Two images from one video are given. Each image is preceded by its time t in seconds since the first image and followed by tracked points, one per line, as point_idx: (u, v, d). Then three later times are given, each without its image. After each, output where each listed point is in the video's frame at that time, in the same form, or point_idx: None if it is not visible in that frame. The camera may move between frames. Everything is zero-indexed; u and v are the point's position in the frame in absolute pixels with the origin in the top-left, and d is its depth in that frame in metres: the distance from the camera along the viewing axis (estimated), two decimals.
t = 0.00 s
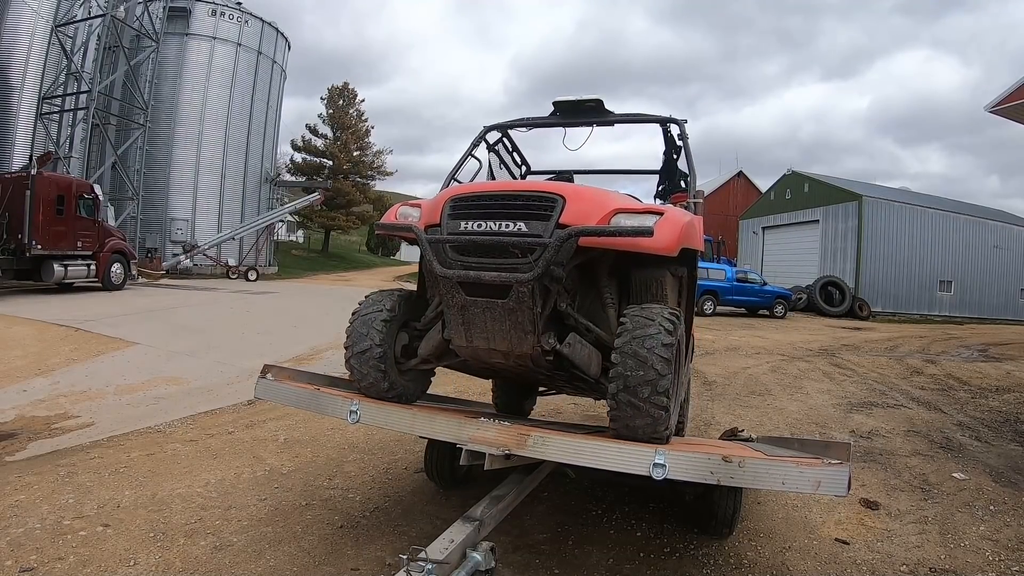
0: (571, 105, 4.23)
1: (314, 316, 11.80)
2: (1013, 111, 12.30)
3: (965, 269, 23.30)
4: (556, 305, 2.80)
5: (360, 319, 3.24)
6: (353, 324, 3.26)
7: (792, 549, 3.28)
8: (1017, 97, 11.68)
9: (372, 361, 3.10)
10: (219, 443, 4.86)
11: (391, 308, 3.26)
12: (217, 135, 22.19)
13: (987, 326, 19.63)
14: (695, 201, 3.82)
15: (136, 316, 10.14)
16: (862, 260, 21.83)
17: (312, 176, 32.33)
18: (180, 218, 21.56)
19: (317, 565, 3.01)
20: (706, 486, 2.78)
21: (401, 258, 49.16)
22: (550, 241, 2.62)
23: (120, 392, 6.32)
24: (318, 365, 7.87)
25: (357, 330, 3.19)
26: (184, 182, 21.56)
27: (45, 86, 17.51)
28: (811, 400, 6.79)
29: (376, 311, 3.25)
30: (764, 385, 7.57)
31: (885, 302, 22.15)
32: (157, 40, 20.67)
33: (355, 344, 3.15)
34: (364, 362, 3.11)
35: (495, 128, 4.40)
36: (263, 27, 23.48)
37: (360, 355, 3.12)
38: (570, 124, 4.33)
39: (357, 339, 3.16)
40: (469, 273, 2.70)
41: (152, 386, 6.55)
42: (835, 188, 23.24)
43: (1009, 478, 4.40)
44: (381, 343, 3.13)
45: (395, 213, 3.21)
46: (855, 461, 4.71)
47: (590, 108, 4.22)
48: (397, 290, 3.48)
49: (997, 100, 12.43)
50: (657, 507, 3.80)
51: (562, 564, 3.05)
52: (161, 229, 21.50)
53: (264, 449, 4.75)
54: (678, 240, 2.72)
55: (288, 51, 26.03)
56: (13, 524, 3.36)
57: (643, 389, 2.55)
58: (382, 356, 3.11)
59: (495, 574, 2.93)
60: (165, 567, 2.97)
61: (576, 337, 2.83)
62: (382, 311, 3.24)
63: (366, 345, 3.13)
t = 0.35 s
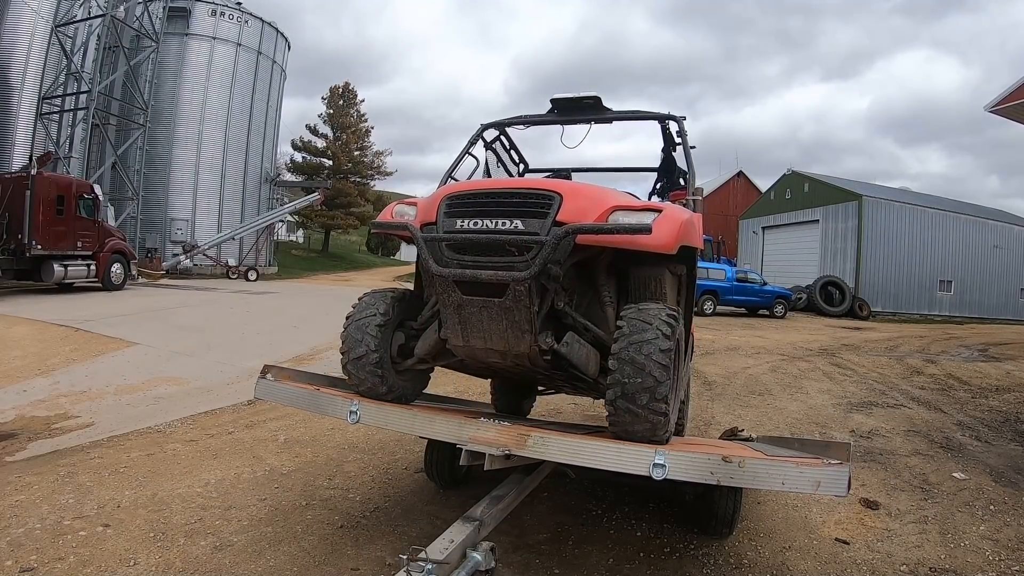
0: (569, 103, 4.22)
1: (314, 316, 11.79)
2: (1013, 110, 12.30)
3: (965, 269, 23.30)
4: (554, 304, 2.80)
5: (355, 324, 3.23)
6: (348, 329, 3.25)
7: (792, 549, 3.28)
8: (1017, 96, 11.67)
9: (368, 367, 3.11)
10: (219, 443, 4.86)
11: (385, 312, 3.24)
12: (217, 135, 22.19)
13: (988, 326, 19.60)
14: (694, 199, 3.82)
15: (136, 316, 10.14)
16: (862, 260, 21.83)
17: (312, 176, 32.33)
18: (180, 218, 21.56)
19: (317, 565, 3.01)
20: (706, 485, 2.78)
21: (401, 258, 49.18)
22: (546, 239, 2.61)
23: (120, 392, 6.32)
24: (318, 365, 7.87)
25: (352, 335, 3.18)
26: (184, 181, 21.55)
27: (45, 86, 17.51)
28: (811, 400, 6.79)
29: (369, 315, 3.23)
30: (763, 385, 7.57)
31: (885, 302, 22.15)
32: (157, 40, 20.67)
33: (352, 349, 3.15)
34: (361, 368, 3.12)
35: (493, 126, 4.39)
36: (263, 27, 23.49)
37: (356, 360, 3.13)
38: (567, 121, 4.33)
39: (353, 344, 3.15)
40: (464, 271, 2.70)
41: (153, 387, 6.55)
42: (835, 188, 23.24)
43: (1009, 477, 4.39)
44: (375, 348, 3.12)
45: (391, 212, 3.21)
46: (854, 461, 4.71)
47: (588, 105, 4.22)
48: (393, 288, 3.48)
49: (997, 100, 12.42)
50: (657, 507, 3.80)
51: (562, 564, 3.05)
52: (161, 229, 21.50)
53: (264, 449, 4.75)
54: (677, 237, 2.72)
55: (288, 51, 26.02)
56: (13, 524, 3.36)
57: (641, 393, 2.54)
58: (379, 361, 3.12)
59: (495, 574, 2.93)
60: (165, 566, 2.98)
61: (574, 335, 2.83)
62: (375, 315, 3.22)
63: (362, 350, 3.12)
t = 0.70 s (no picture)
0: (568, 101, 4.23)
1: (314, 316, 11.79)
2: (1013, 110, 12.29)
3: (965, 269, 23.30)
4: (552, 303, 2.80)
5: (350, 329, 3.21)
6: (343, 334, 3.23)
7: (791, 549, 3.28)
8: (1017, 97, 11.66)
9: (366, 371, 3.11)
10: (219, 444, 4.86)
11: (379, 316, 3.21)
12: (217, 135, 22.19)
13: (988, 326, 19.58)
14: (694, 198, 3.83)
15: (136, 316, 10.14)
16: (862, 260, 21.83)
17: (312, 176, 32.34)
18: (180, 218, 21.56)
19: (317, 565, 3.01)
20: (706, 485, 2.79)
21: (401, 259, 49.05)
22: (544, 237, 2.61)
23: (120, 392, 6.32)
24: (318, 365, 7.87)
25: (348, 340, 3.17)
26: (183, 182, 21.55)
27: (45, 86, 17.51)
28: (811, 400, 6.79)
29: (364, 319, 3.20)
30: (763, 385, 7.57)
31: (885, 302, 22.15)
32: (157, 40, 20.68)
33: (349, 355, 3.14)
34: (359, 372, 3.11)
35: (492, 124, 4.39)
36: (263, 27, 23.49)
37: (354, 366, 3.12)
38: (567, 119, 4.33)
39: (350, 350, 3.14)
40: (461, 271, 2.70)
41: (153, 387, 6.55)
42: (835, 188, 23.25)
43: (1009, 477, 4.40)
44: (371, 353, 3.10)
45: (388, 210, 3.21)
46: (854, 461, 4.71)
47: (588, 103, 4.22)
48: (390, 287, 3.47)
49: (997, 100, 12.42)
50: (657, 507, 3.80)
51: (562, 564, 3.05)
52: (161, 229, 21.50)
53: (264, 449, 4.75)
54: (676, 236, 2.72)
55: (288, 51, 26.02)
56: (13, 524, 3.36)
57: (640, 400, 2.54)
58: (377, 366, 3.11)
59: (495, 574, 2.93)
60: (165, 566, 2.98)
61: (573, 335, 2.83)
62: (370, 320, 3.19)
63: (359, 356, 3.11)
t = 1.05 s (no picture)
0: (567, 99, 4.22)
1: (314, 316, 11.79)
2: (1013, 111, 12.28)
3: (965, 269, 23.31)
4: (551, 302, 2.80)
5: (347, 333, 3.19)
6: (339, 339, 3.22)
7: (792, 549, 3.28)
8: (1017, 97, 11.66)
9: (364, 375, 3.11)
10: (220, 444, 4.86)
11: (375, 320, 3.19)
12: (217, 135, 22.20)
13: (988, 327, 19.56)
14: (693, 196, 3.83)
15: (136, 317, 10.14)
16: (862, 260, 21.83)
17: (312, 176, 32.35)
18: (180, 218, 21.57)
19: (317, 565, 3.01)
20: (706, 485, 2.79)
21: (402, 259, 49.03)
22: (542, 236, 2.61)
23: (120, 392, 6.32)
24: (318, 365, 7.87)
25: (345, 345, 3.16)
26: (183, 182, 21.56)
27: (45, 86, 17.52)
28: (811, 400, 6.79)
29: (359, 324, 3.19)
30: (764, 385, 7.57)
31: (885, 302, 22.15)
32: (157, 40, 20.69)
33: (347, 360, 3.14)
34: (357, 376, 3.12)
35: (490, 123, 4.39)
36: (263, 27, 23.49)
37: (353, 371, 3.12)
38: (566, 117, 4.33)
39: (347, 355, 3.14)
40: (458, 270, 2.70)
41: (153, 386, 6.56)
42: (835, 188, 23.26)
43: (1009, 477, 4.40)
44: (368, 358, 3.10)
45: (386, 209, 3.22)
46: (854, 461, 4.71)
47: (587, 100, 4.21)
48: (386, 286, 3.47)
49: (997, 100, 12.41)
50: (657, 507, 3.81)
51: (562, 564, 3.05)
52: (161, 229, 21.51)
53: (264, 449, 4.75)
54: (676, 235, 2.71)
55: (288, 51, 26.01)
56: (14, 524, 3.36)
57: (640, 406, 2.54)
58: (375, 369, 3.11)
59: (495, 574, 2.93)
60: (165, 566, 2.98)
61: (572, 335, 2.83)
62: (365, 324, 3.18)
63: (357, 360, 3.11)
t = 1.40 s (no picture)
0: (565, 95, 4.23)
1: (314, 316, 11.78)
2: (1013, 110, 12.27)
3: (965, 269, 23.30)
4: (549, 302, 2.80)
5: (342, 339, 3.17)
6: (335, 344, 3.19)
7: (792, 548, 3.28)
8: (1017, 97, 11.65)
9: (362, 379, 3.10)
10: (219, 444, 4.86)
11: (370, 324, 3.16)
12: (217, 134, 22.19)
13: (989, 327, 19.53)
14: (693, 193, 3.83)
15: (136, 316, 10.13)
16: (862, 260, 21.83)
17: (312, 176, 32.35)
18: (180, 218, 21.57)
19: (317, 565, 3.01)
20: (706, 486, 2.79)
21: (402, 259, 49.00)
22: (540, 234, 2.61)
23: (120, 392, 6.32)
24: (318, 365, 7.87)
25: (341, 351, 3.14)
26: (184, 182, 21.57)
27: (45, 87, 17.51)
28: (811, 400, 6.79)
29: (355, 328, 3.16)
30: (763, 385, 7.56)
31: (885, 302, 22.15)
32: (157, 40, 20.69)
33: (344, 365, 3.13)
34: (356, 381, 3.12)
35: (488, 120, 4.39)
36: (263, 27, 23.49)
37: (351, 376, 3.12)
38: (564, 114, 4.33)
39: (344, 361, 3.13)
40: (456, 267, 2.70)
41: (153, 387, 6.55)
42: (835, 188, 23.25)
43: (1009, 477, 4.39)
44: (366, 362, 3.10)
45: (382, 207, 3.22)
46: (854, 461, 4.71)
47: (585, 97, 4.22)
48: (381, 284, 3.45)
49: (997, 100, 12.40)
50: (657, 507, 3.80)
51: (562, 564, 3.05)
52: (161, 229, 21.51)
53: (264, 449, 4.75)
54: (675, 233, 2.71)
55: (288, 50, 25.99)
56: (13, 524, 3.36)
57: (640, 412, 2.54)
58: (373, 373, 3.11)
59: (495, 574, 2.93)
60: (165, 566, 2.98)
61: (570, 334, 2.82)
62: (361, 329, 3.15)
63: (354, 366, 3.11)
